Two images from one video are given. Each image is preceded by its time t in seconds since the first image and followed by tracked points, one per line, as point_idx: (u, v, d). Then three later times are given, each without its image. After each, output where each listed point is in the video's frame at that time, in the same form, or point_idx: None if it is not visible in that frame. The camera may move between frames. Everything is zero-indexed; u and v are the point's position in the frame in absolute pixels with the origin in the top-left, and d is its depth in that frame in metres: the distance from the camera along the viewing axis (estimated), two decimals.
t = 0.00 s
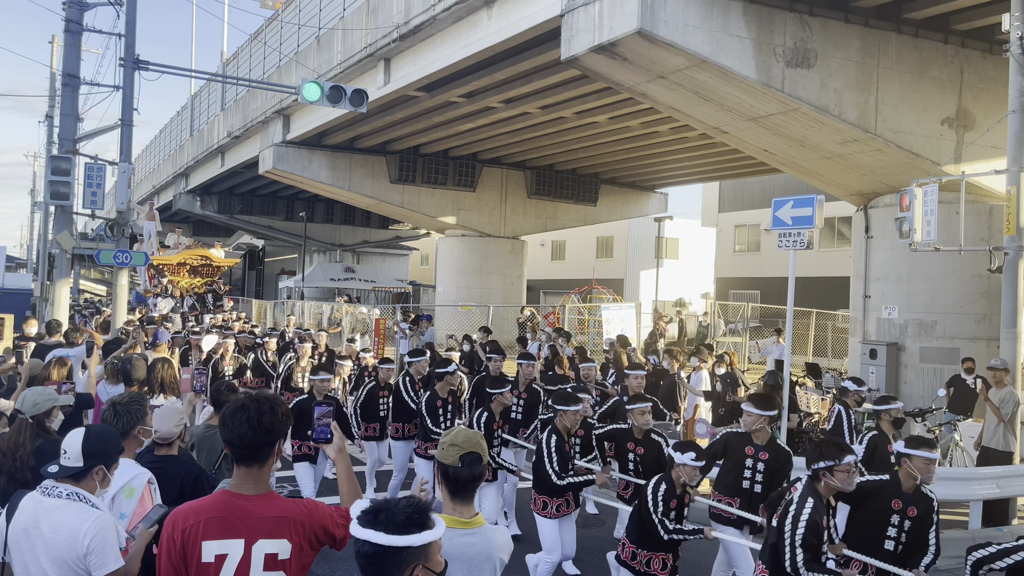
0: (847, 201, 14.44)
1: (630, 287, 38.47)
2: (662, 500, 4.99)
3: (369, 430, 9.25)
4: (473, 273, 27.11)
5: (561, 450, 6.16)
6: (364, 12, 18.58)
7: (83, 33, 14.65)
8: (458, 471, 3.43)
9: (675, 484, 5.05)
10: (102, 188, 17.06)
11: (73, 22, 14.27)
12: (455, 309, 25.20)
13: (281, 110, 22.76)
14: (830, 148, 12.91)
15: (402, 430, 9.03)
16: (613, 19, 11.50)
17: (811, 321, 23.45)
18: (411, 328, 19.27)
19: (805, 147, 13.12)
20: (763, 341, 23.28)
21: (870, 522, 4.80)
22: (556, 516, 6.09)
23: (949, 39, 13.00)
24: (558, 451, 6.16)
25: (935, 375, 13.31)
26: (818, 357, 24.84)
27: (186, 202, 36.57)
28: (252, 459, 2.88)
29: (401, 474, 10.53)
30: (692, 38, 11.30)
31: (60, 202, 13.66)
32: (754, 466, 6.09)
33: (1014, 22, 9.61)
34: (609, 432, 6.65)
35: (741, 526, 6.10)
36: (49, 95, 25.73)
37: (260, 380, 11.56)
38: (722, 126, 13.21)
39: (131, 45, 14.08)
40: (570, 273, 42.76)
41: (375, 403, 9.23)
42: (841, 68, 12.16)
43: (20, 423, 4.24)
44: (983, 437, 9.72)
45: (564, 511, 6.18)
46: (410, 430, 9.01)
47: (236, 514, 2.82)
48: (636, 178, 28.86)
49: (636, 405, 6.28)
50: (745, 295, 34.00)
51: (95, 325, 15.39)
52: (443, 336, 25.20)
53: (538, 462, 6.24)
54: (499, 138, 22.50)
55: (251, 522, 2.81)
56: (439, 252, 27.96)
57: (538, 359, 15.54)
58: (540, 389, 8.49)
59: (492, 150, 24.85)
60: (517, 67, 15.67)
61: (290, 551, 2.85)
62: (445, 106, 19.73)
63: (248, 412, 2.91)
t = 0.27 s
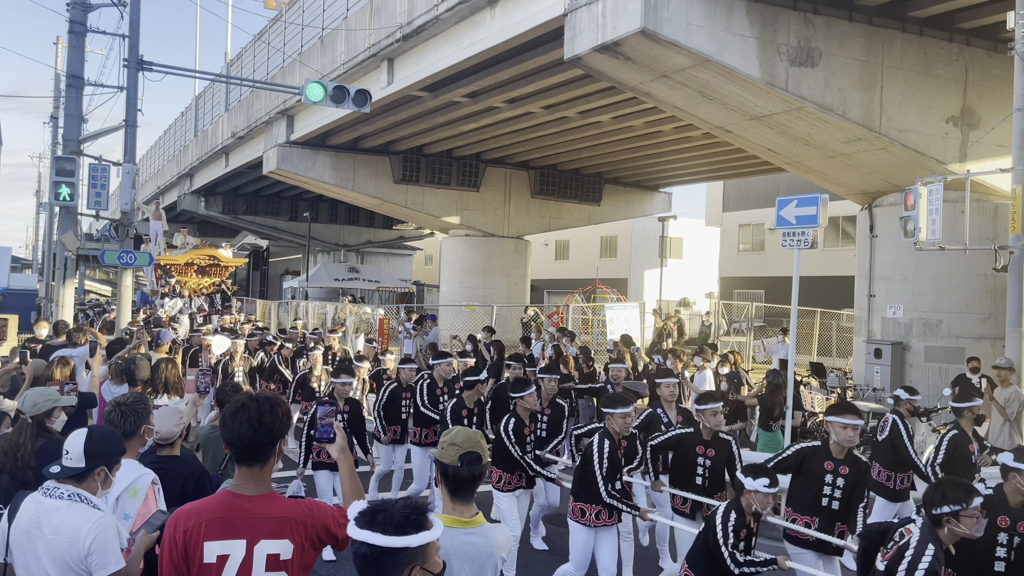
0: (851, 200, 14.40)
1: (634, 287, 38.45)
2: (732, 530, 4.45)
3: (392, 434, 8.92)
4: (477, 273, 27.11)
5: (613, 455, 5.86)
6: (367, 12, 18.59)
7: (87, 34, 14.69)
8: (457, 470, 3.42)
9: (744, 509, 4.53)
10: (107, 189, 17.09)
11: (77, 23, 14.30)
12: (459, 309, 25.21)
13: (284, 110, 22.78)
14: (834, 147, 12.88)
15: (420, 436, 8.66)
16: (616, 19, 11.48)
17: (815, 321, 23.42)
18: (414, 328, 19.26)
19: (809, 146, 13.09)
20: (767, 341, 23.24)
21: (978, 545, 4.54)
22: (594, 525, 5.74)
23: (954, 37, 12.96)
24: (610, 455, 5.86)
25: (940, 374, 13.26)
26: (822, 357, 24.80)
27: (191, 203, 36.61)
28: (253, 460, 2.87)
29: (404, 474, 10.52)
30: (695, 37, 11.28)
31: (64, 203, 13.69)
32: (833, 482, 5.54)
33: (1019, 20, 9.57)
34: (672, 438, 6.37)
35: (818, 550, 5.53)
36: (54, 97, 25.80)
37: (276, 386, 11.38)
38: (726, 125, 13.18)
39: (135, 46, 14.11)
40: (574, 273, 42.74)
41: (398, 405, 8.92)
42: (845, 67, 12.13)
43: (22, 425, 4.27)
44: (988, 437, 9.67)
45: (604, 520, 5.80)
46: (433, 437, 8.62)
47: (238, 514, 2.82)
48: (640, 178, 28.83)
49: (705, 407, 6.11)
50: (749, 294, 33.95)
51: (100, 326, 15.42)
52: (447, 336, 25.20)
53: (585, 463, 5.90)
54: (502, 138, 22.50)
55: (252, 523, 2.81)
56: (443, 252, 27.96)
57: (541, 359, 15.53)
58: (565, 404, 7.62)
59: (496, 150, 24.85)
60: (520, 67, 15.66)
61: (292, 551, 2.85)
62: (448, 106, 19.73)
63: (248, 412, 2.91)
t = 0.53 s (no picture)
0: (858, 198, 14.34)
1: (640, 287, 38.39)
2: (813, 563, 4.06)
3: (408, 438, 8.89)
4: (483, 273, 27.12)
5: (661, 469, 5.41)
6: (372, 13, 18.60)
7: (93, 36, 14.74)
8: (455, 469, 3.41)
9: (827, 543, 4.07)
10: (113, 191, 17.16)
11: (83, 25, 14.35)
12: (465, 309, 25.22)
13: (290, 111, 22.82)
14: (841, 146, 12.84)
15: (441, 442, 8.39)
16: (621, 18, 11.47)
17: (822, 320, 23.35)
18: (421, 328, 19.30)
19: (815, 144, 13.05)
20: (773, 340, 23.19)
21: None
22: (644, 544, 5.34)
23: (961, 34, 12.90)
24: (656, 471, 5.37)
25: (948, 373, 13.21)
26: (829, 356, 24.73)
27: (197, 204, 36.71)
28: (257, 460, 2.88)
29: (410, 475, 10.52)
30: (700, 36, 11.26)
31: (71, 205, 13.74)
32: (935, 505, 4.82)
33: None
34: (734, 446, 5.77)
35: None
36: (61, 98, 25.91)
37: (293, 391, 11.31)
38: (731, 124, 13.16)
39: (141, 48, 14.15)
40: (580, 273, 42.73)
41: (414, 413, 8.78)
42: (851, 66, 12.09)
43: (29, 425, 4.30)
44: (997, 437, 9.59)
45: (654, 538, 5.39)
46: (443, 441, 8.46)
47: (242, 515, 2.82)
48: (646, 177, 28.79)
49: (770, 411, 5.55)
50: (755, 294, 33.89)
51: (107, 327, 15.48)
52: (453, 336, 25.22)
53: (634, 490, 5.44)
54: (507, 138, 22.49)
55: (256, 523, 2.81)
56: (448, 253, 28.00)
57: (547, 359, 15.53)
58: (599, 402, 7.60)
59: (501, 150, 24.84)
60: (525, 67, 15.66)
61: (296, 552, 2.85)
62: (453, 106, 19.73)
63: (251, 413, 2.92)
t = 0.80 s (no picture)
0: (865, 199, 14.30)
1: (646, 288, 38.33)
2: None
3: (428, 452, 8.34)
4: (488, 275, 27.13)
5: (737, 496, 4.57)
6: (378, 16, 18.63)
7: (100, 40, 14.81)
8: (453, 469, 3.42)
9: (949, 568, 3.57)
10: (120, 195, 17.21)
11: (90, 30, 14.42)
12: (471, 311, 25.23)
13: (296, 115, 22.87)
14: (847, 146, 12.80)
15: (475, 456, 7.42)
16: (626, 19, 11.46)
17: (830, 321, 23.28)
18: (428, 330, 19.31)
19: (821, 145, 13.01)
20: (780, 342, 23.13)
21: None
22: None
23: (967, 34, 12.85)
24: (736, 499, 4.57)
25: (956, 375, 13.15)
26: (836, 357, 24.65)
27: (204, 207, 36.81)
28: (261, 464, 2.91)
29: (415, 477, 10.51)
30: (705, 37, 11.24)
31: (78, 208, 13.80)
32: None
33: None
34: (814, 459, 5.28)
35: None
36: (68, 103, 26.02)
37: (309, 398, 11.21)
38: (737, 125, 13.13)
39: (147, 52, 14.20)
40: (586, 274, 42.70)
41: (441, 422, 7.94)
42: (857, 66, 12.05)
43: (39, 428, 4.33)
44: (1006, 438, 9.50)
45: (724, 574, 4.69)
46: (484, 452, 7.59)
47: (247, 519, 2.83)
48: (652, 179, 28.76)
49: (856, 420, 5.12)
50: (762, 295, 33.81)
51: (114, 330, 15.53)
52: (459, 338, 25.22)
53: (703, 506, 4.71)
54: (513, 140, 22.49)
55: (261, 528, 2.82)
56: (454, 255, 28.02)
57: (553, 361, 15.51)
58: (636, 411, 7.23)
59: (506, 152, 24.85)
60: (530, 69, 15.67)
61: (301, 555, 2.86)
62: (459, 109, 19.74)
63: (254, 417, 2.96)
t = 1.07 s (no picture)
0: (870, 202, 14.28)
1: (652, 291, 38.29)
2: None
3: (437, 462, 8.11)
4: (494, 279, 27.14)
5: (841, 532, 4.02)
6: (383, 21, 18.68)
7: (107, 47, 14.88)
8: (451, 473, 3.42)
9: None
10: (127, 200, 17.28)
11: (97, 37, 14.50)
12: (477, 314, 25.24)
13: (302, 119, 22.93)
14: (852, 149, 12.78)
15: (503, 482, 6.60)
16: (630, 23, 11.47)
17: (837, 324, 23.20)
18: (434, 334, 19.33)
19: (826, 148, 13.00)
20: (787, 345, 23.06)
21: None
22: None
23: (973, 36, 12.82)
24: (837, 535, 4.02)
25: (963, 378, 13.10)
26: (844, 360, 24.57)
27: (210, 212, 36.92)
28: (264, 471, 2.93)
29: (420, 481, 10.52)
30: (710, 41, 11.25)
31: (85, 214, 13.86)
32: None
33: None
34: (906, 483, 4.75)
35: None
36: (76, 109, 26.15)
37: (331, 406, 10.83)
38: (742, 128, 13.13)
39: (154, 58, 14.26)
40: (591, 278, 42.67)
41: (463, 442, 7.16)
42: (862, 69, 12.04)
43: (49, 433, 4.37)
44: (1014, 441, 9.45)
45: None
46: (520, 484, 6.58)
47: (251, 525, 2.87)
48: (657, 182, 28.74)
49: (960, 442, 4.60)
50: (769, 298, 33.73)
51: (121, 335, 15.58)
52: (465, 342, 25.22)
53: (796, 539, 4.11)
54: (518, 143, 22.50)
55: (266, 534, 2.86)
56: (460, 259, 28.04)
57: (559, 365, 15.49)
58: (679, 444, 6.25)
59: (511, 156, 24.88)
60: (535, 73, 15.69)
61: (306, 561, 2.89)
62: (464, 113, 19.76)
63: (257, 424, 2.98)
